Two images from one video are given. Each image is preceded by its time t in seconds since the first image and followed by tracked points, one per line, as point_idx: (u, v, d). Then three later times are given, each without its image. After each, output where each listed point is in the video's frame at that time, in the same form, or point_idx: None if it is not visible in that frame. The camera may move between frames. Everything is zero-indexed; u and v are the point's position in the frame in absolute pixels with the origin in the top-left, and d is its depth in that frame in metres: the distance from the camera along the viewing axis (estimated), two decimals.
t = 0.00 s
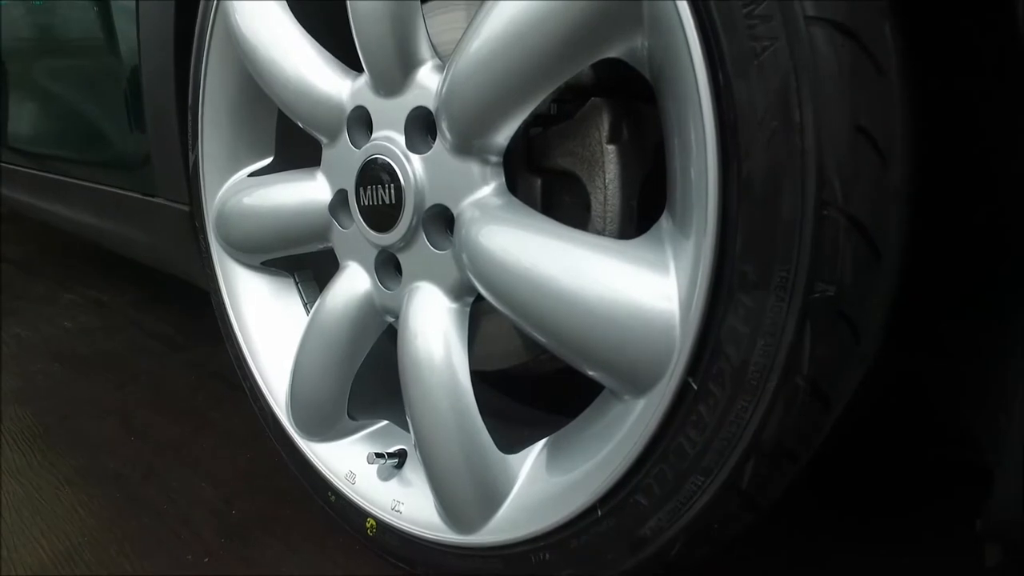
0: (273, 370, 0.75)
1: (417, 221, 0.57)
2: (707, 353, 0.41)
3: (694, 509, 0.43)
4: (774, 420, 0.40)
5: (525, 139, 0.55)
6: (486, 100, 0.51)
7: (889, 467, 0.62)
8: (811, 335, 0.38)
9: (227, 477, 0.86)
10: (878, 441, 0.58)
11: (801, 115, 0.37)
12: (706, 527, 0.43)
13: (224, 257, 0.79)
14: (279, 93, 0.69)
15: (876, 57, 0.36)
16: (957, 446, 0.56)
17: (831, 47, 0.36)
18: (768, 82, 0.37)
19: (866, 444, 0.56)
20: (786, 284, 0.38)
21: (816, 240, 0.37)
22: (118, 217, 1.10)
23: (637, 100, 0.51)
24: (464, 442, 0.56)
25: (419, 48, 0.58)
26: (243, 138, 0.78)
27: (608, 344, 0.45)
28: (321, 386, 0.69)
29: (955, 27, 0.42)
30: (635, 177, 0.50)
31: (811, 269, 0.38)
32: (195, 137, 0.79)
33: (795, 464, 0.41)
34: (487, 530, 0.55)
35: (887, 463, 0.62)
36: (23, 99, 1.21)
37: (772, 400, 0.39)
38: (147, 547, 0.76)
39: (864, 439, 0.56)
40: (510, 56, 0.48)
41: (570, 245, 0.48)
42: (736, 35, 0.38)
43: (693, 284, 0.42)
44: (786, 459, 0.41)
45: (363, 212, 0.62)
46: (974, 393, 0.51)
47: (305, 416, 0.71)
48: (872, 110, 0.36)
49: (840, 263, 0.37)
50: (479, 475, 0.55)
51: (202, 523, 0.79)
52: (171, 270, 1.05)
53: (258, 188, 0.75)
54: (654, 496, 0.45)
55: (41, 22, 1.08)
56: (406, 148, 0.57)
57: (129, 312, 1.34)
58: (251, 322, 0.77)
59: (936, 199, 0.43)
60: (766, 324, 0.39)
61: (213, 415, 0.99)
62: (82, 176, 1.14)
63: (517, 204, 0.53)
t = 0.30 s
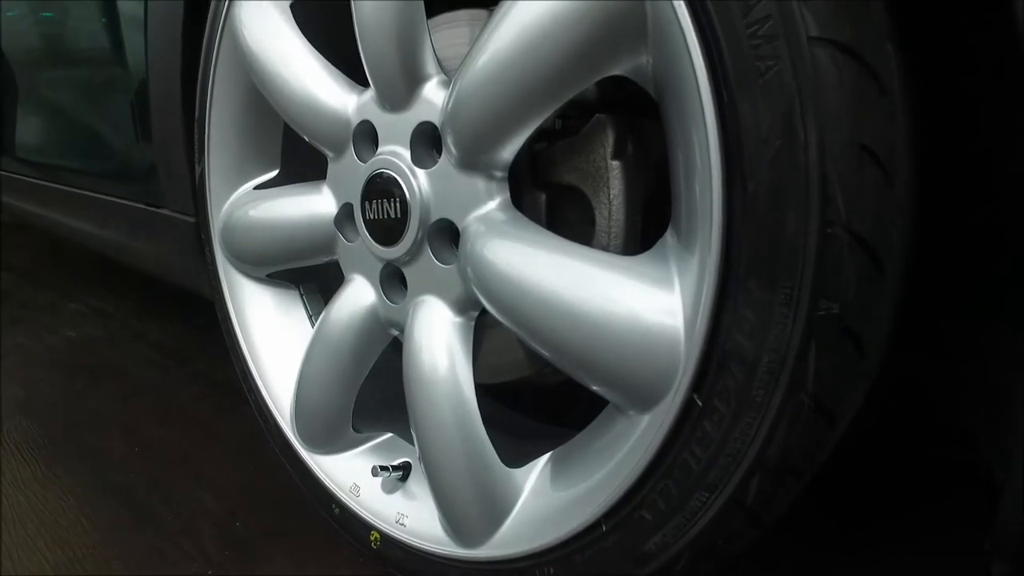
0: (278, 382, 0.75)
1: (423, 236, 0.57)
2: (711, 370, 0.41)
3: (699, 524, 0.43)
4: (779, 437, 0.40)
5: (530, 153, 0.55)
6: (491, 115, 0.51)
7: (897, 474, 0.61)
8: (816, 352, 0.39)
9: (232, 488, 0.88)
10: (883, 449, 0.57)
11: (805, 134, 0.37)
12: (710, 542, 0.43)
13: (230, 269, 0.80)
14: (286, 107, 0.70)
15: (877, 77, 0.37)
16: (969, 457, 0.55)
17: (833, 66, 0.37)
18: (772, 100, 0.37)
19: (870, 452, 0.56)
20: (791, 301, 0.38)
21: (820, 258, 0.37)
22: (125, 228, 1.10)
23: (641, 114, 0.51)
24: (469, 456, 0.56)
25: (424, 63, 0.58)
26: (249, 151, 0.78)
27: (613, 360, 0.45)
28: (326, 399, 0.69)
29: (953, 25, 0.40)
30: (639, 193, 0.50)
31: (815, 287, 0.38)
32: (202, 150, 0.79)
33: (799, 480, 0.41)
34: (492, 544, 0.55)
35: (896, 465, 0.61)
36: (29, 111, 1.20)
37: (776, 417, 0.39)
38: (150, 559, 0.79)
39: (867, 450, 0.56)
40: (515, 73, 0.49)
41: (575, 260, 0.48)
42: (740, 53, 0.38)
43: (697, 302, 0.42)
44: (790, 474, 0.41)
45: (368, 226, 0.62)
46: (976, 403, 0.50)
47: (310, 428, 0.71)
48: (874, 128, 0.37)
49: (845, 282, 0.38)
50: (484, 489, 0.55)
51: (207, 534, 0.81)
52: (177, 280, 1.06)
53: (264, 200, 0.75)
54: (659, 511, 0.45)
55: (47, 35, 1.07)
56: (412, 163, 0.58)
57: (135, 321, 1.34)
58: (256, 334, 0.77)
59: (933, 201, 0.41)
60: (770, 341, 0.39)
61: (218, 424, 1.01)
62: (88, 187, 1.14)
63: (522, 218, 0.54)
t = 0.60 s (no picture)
0: (282, 394, 0.75)
1: (427, 249, 0.58)
2: (714, 387, 0.41)
3: (703, 539, 0.43)
4: (782, 453, 0.40)
5: (534, 169, 0.56)
6: (495, 130, 0.51)
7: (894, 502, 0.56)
8: (819, 369, 0.39)
9: (237, 500, 0.88)
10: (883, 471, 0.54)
11: (808, 152, 0.37)
12: (714, 557, 0.44)
13: (234, 281, 0.80)
14: (291, 121, 0.70)
15: (880, 97, 0.38)
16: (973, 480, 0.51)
17: (837, 85, 0.37)
18: (775, 120, 0.38)
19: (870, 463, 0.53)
20: (794, 318, 0.38)
21: (823, 277, 0.38)
22: (130, 239, 1.10)
23: (644, 126, 0.51)
24: (472, 470, 0.56)
25: (429, 78, 0.59)
26: (254, 163, 0.79)
27: (616, 375, 0.45)
28: (329, 411, 0.69)
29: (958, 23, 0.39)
30: (642, 208, 0.50)
31: (818, 305, 0.38)
32: (207, 162, 0.80)
33: (802, 496, 0.41)
34: (495, 558, 0.55)
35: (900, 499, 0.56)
36: (34, 122, 1.20)
37: (780, 433, 0.40)
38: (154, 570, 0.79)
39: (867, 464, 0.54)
40: (520, 88, 0.49)
41: (579, 275, 0.49)
42: (743, 72, 0.38)
43: (700, 318, 0.42)
44: (794, 490, 0.41)
45: (373, 239, 0.63)
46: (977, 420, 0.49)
47: (314, 440, 0.71)
48: (877, 147, 0.37)
49: (847, 300, 0.38)
50: (488, 504, 0.55)
51: (212, 547, 0.82)
52: (182, 289, 1.06)
53: (269, 213, 0.76)
54: (663, 526, 0.45)
55: (53, 46, 1.07)
56: (416, 177, 0.58)
57: (139, 329, 1.35)
58: (260, 346, 0.78)
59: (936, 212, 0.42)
60: (774, 358, 0.39)
61: (222, 434, 1.01)
62: (94, 197, 1.14)
63: (526, 233, 0.54)
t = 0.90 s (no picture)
0: (286, 407, 0.76)
1: (431, 264, 0.58)
2: (718, 405, 0.41)
3: (706, 557, 0.43)
4: (786, 471, 0.40)
5: (539, 184, 0.56)
6: (499, 147, 0.52)
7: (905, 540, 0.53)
8: (822, 388, 0.39)
9: (240, 512, 0.89)
10: (891, 492, 0.52)
11: (809, 173, 0.37)
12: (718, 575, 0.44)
13: (239, 293, 0.80)
14: (297, 135, 0.71)
15: (881, 118, 0.38)
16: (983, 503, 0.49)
17: (838, 107, 0.37)
18: (778, 140, 0.38)
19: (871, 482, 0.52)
20: (798, 337, 0.39)
21: (825, 296, 0.38)
22: (136, 249, 1.11)
23: (650, 146, 0.51)
24: (476, 485, 0.56)
25: (434, 94, 0.59)
26: (260, 176, 0.79)
27: (618, 391, 0.46)
28: (333, 424, 0.70)
29: (942, 15, 0.39)
30: (646, 225, 0.51)
31: (821, 324, 0.38)
32: (213, 175, 0.80)
33: (806, 514, 0.41)
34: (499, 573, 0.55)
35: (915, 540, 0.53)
36: (40, 132, 1.21)
37: (783, 451, 0.40)
38: None
39: (871, 485, 0.52)
40: (524, 106, 0.49)
41: (583, 292, 0.49)
42: (745, 93, 0.39)
43: (704, 336, 0.42)
44: (798, 509, 0.41)
45: (377, 254, 0.63)
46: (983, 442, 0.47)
47: (318, 453, 0.71)
48: (879, 169, 0.38)
49: (849, 320, 0.38)
50: (492, 519, 0.55)
51: (215, 561, 0.82)
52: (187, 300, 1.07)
53: (274, 226, 0.76)
54: (666, 544, 0.45)
55: (60, 57, 1.07)
56: (421, 193, 0.58)
57: (144, 339, 1.35)
58: (265, 358, 0.78)
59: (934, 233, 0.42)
60: (777, 377, 0.39)
61: (225, 447, 1.01)
62: (100, 208, 1.14)
63: (530, 250, 0.54)
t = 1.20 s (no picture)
0: (289, 419, 0.76)
1: (434, 280, 0.58)
2: (719, 421, 0.42)
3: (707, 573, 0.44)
4: (787, 488, 0.40)
5: (540, 202, 0.56)
6: (502, 165, 0.52)
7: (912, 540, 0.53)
8: (822, 406, 0.39)
9: (243, 524, 0.89)
10: (892, 498, 0.51)
11: (810, 193, 0.38)
12: None
13: (243, 306, 0.81)
14: (301, 150, 0.71)
15: (880, 140, 0.38)
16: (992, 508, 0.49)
17: (837, 128, 0.38)
18: (778, 161, 0.38)
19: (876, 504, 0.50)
20: (798, 354, 0.39)
21: (826, 315, 0.38)
22: (141, 260, 1.11)
23: (653, 164, 0.52)
24: (478, 498, 0.56)
25: (437, 111, 0.60)
26: (264, 190, 0.80)
27: (620, 407, 0.46)
28: (336, 438, 0.70)
29: (936, 26, 0.39)
30: (648, 241, 0.51)
31: (821, 343, 0.38)
32: (217, 188, 0.81)
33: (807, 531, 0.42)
34: None
35: (917, 540, 0.53)
36: (43, 143, 1.21)
37: (784, 468, 0.40)
38: None
39: (874, 498, 0.50)
40: (526, 125, 0.50)
41: (584, 308, 0.49)
42: (745, 114, 0.39)
43: (705, 353, 0.42)
44: (800, 526, 0.41)
45: (381, 269, 0.63)
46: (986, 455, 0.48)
47: (321, 465, 0.71)
48: (880, 190, 0.38)
49: (850, 338, 0.38)
50: (494, 532, 0.55)
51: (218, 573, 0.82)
52: (191, 311, 1.07)
53: (278, 240, 0.77)
54: (668, 560, 0.45)
55: (63, 68, 1.07)
56: (424, 209, 0.59)
57: (147, 349, 1.35)
58: (269, 371, 0.78)
59: (936, 253, 0.42)
60: (778, 395, 0.40)
61: (227, 458, 1.02)
62: (104, 219, 1.15)
63: (531, 266, 0.55)
